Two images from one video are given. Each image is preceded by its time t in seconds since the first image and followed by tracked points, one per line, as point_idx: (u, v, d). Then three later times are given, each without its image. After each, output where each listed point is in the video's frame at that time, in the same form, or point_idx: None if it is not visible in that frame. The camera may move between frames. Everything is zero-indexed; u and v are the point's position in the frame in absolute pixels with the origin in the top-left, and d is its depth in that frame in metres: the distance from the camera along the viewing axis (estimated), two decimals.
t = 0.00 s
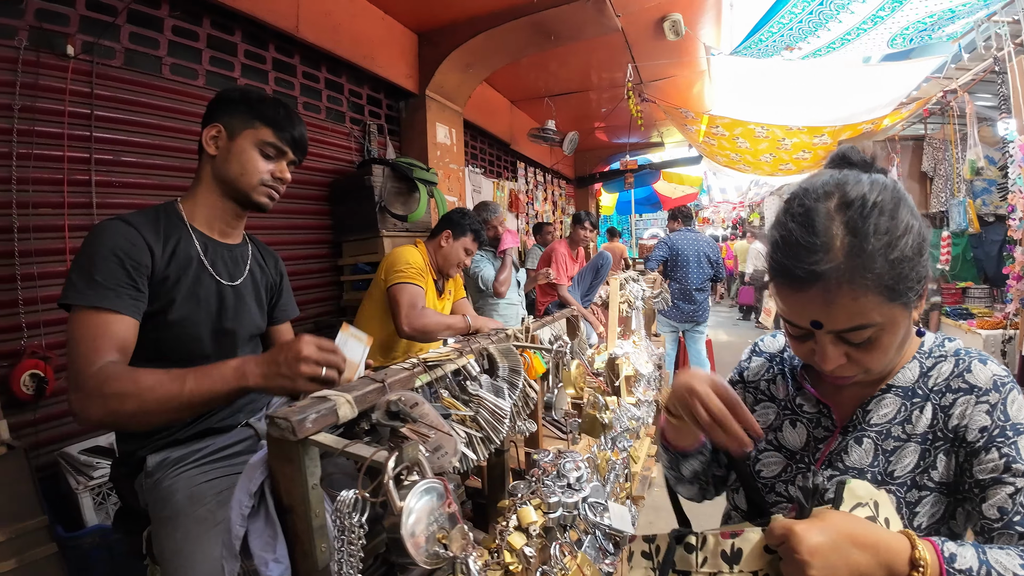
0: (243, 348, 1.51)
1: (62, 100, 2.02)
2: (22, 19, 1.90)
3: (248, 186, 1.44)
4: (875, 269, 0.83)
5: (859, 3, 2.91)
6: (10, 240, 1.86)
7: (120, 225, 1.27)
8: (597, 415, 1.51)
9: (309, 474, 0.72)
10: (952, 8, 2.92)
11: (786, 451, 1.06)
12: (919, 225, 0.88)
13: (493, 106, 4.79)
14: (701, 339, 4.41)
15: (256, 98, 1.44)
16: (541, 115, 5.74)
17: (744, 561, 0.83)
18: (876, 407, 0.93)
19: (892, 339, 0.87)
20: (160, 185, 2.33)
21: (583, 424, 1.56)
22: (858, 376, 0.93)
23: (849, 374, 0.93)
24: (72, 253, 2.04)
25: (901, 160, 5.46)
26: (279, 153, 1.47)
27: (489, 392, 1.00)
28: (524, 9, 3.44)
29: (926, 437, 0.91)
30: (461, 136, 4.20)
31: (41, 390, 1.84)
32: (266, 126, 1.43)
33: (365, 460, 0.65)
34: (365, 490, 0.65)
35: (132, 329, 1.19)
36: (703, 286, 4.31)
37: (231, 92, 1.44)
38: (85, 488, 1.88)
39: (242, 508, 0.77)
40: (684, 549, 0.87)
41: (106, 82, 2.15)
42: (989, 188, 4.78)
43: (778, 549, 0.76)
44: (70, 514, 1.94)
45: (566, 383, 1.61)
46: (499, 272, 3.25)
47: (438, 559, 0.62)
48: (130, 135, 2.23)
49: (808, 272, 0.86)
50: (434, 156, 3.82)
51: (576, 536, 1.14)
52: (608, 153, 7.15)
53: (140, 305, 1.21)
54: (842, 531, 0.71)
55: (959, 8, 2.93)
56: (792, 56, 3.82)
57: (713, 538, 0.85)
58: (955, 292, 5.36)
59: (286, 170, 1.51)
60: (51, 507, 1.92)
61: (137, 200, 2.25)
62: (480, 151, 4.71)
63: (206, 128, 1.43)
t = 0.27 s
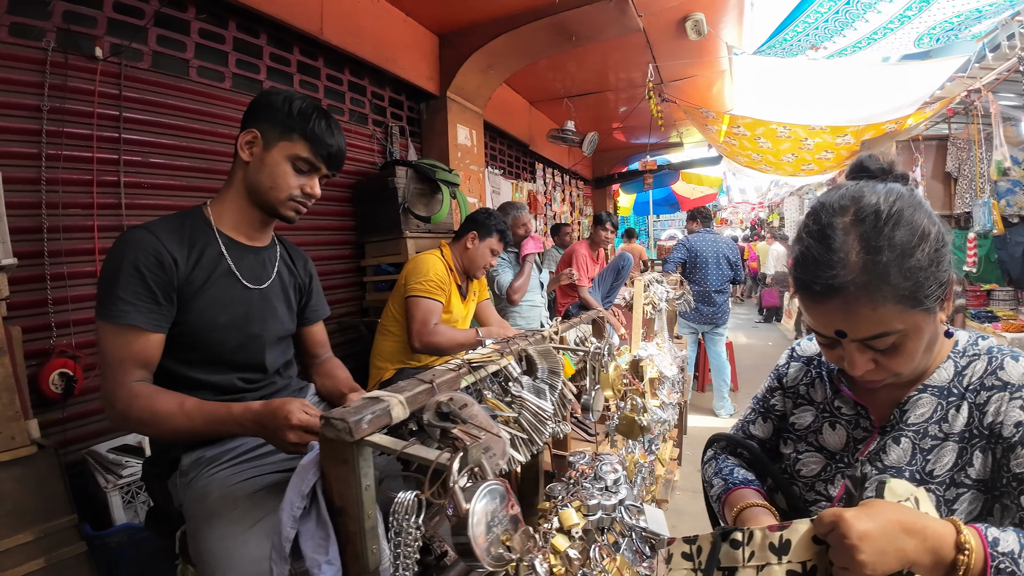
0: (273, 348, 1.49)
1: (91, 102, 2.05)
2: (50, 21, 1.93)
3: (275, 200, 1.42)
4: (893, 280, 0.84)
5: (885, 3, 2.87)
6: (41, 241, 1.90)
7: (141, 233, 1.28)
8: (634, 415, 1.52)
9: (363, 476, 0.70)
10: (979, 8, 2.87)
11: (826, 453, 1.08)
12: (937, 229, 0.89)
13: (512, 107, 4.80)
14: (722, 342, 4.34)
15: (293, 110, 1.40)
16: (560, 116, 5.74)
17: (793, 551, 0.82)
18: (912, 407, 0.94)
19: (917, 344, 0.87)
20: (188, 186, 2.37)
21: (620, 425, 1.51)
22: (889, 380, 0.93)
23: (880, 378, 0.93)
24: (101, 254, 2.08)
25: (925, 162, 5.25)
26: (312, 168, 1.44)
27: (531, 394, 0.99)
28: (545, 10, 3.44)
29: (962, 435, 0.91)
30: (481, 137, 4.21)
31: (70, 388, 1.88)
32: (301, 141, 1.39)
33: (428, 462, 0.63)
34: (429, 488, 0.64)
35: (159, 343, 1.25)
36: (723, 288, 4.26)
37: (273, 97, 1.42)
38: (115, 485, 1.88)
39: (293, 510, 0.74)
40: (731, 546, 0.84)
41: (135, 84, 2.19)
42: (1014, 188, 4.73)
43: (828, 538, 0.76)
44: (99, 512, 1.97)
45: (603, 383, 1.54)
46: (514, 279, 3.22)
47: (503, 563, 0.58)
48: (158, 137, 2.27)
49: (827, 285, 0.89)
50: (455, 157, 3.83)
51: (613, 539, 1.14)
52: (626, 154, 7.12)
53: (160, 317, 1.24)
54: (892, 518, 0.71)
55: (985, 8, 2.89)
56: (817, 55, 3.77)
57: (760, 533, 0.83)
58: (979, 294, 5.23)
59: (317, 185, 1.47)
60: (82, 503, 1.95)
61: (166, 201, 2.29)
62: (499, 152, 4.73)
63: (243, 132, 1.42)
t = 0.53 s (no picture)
0: (302, 343, 1.52)
1: (113, 100, 2.07)
2: (71, 18, 1.95)
3: (300, 196, 1.44)
4: (899, 276, 0.84)
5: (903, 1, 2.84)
6: (63, 238, 1.94)
7: (171, 232, 1.29)
8: (663, 412, 1.46)
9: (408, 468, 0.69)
10: (998, 6, 2.85)
11: (855, 445, 1.07)
12: (944, 224, 0.87)
13: (526, 106, 4.81)
14: (738, 341, 4.33)
15: (312, 103, 1.40)
16: (573, 115, 5.73)
17: (830, 529, 0.81)
18: (940, 396, 0.93)
19: (932, 336, 0.86)
20: (207, 184, 2.40)
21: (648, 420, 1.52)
22: (911, 371, 0.92)
23: (901, 371, 0.92)
24: (122, 251, 2.11)
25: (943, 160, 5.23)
26: (334, 162, 1.45)
27: (564, 388, 1.00)
28: (561, 9, 3.44)
29: (989, 422, 0.90)
30: (496, 136, 4.22)
31: (92, 383, 1.90)
32: (324, 136, 1.40)
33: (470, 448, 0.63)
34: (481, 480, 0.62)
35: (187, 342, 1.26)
36: (737, 287, 4.23)
37: (292, 91, 1.42)
38: (136, 481, 1.88)
39: (336, 503, 0.72)
40: (768, 522, 0.87)
41: (155, 83, 2.21)
42: None
43: (865, 517, 0.75)
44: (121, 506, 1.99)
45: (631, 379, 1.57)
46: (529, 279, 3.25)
47: (555, 552, 0.59)
48: (179, 135, 2.29)
49: (837, 283, 0.89)
50: (470, 156, 3.85)
51: (641, 535, 1.15)
52: (639, 153, 7.11)
53: (193, 313, 1.26)
54: (929, 494, 0.71)
55: (1005, 6, 2.86)
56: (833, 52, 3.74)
57: (798, 510, 0.84)
58: (995, 295, 5.01)
59: (340, 179, 1.48)
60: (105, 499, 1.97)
61: (186, 198, 2.32)
62: (513, 151, 4.74)
63: (266, 129, 1.44)
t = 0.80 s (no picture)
0: (325, 334, 1.55)
1: (129, 95, 2.10)
2: (87, 13, 1.97)
3: (326, 188, 1.47)
4: (908, 264, 0.85)
5: None
6: (80, 231, 1.96)
7: (201, 223, 1.31)
8: (681, 401, 1.53)
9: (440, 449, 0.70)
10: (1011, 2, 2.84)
11: (870, 429, 1.08)
12: (950, 213, 0.88)
13: (535, 103, 4.82)
14: (747, 338, 4.33)
15: (338, 95, 1.42)
16: (582, 112, 5.73)
17: (847, 499, 0.84)
18: (950, 378, 0.95)
19: (941, 320, 0.88)
20: (222, 179, 2.43)
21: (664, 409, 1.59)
22: (923, 356, 0.94)
23: (915, 354, 0.94)
24: (138, 245, 2.14)
25: (955, 157, 5.21)
26: (360, 155, 1.47)
27: (586, 375, 1.02)
28: (572, 5, 3.45)
29: (998, 403, 0.92)
30: (505, 132, 4.23)
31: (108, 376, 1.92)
32: (350, 129, 1.42)
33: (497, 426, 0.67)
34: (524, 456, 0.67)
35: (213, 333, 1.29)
36: (747, 284, 4.23)
37: (318, 83, 1.45)
38: (153, 472, 1.90)
39: (369, 484, 0.72)
40: (788, 498, 0.90)
41: (171, 78, 2.24)
42: None
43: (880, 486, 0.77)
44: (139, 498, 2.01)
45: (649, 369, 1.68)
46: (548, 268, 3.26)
47: (592, 528, 0.62)
48: (194, 130, 2.32)
49: (850, 272, 0.90)
50: (480, 152, 3.87)
51: (659, 523, 1.18)
52: (647, 149, 7.10)
53: (220, 304, 1.29)
54: (940, 461, 0.74)
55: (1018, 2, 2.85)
56: (844, 49, 3.72)
57: (816, 484, 0.87)
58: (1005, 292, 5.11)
59: (365, 171, 1.51)
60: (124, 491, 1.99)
61: (201, 193, 2.35)
62: (522, 148, 4.75)
63: (291, 122, 1.47)
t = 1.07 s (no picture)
0: (327, 326, 1.56)
1: (130, 89, 2.10)
2: (89, 7, 1.98)
3: (328, 180, 1.48)
4: (908, 252, 0.86)
5: None
6: (81, 224, 1.96)
7: (206, 214, 1.33)
8: (680, 392, 1.58)
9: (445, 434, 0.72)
10: None
11: (867, 416, 1.12)
12: (947, 203, 0.90)
13: (535, 98, 4.83)
14: (746, 333, 4.35)
15: (341, 87, 1.43)
16: (582, 107, 5.73)
17: (842, 480, 0.87)
18: (944, 365, 0.96)
19: (940, 308, 0.89)
20: (224, 173, 2.44)
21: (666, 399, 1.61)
22: (920, 342, 0.95)
23: (913, 342, 0.95)
24: (140, 239, 2.14)
25: (955, 152, 5.21)
26: (361, 147, 1.48)
27: (587, 364, 1.04)
28: None
29: (992, 389, 0.93)
30: (506, 127, 4.24)
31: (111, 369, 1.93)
32: (352, 121, 1.43)
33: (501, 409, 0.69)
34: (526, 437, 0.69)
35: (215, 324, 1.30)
36: (747, 280, 4.25)
37: (320, 76, 1.46)
38: (156, 465, 1.91)
39: (375, 469, 0.74)
40: (784, 480, 0.92)
41: (172, 73, 2.25)
42: None
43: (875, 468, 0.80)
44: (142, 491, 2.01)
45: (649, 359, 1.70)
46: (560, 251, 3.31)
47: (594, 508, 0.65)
48: (196, 124, 2.33)
49: (851, 260, 0.92)
50: (481, 147, 3.87)
51: (659, 511, 1.20)
52: (647, 145, 7.11)
53: (225, 294, 1.30)
54: (934, 445, 0.76)
55: None
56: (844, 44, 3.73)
57: (811, 466, 0.89)
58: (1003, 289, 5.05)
59: (367, 163, 1.52)
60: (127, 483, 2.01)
61: (202, 187, 2.36)
62: (522, 143, 4.75)
63: (294, 114, 1.48)
